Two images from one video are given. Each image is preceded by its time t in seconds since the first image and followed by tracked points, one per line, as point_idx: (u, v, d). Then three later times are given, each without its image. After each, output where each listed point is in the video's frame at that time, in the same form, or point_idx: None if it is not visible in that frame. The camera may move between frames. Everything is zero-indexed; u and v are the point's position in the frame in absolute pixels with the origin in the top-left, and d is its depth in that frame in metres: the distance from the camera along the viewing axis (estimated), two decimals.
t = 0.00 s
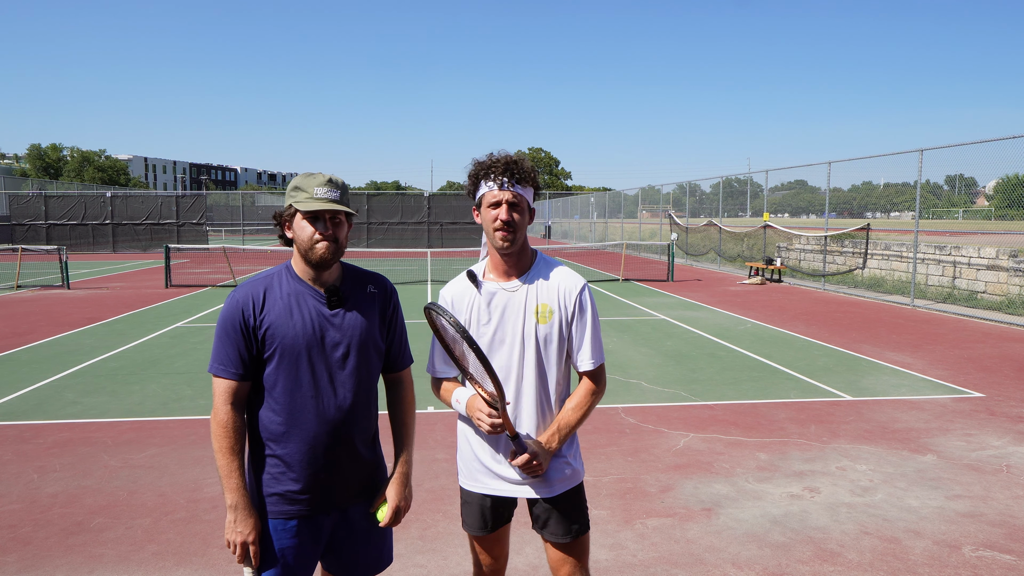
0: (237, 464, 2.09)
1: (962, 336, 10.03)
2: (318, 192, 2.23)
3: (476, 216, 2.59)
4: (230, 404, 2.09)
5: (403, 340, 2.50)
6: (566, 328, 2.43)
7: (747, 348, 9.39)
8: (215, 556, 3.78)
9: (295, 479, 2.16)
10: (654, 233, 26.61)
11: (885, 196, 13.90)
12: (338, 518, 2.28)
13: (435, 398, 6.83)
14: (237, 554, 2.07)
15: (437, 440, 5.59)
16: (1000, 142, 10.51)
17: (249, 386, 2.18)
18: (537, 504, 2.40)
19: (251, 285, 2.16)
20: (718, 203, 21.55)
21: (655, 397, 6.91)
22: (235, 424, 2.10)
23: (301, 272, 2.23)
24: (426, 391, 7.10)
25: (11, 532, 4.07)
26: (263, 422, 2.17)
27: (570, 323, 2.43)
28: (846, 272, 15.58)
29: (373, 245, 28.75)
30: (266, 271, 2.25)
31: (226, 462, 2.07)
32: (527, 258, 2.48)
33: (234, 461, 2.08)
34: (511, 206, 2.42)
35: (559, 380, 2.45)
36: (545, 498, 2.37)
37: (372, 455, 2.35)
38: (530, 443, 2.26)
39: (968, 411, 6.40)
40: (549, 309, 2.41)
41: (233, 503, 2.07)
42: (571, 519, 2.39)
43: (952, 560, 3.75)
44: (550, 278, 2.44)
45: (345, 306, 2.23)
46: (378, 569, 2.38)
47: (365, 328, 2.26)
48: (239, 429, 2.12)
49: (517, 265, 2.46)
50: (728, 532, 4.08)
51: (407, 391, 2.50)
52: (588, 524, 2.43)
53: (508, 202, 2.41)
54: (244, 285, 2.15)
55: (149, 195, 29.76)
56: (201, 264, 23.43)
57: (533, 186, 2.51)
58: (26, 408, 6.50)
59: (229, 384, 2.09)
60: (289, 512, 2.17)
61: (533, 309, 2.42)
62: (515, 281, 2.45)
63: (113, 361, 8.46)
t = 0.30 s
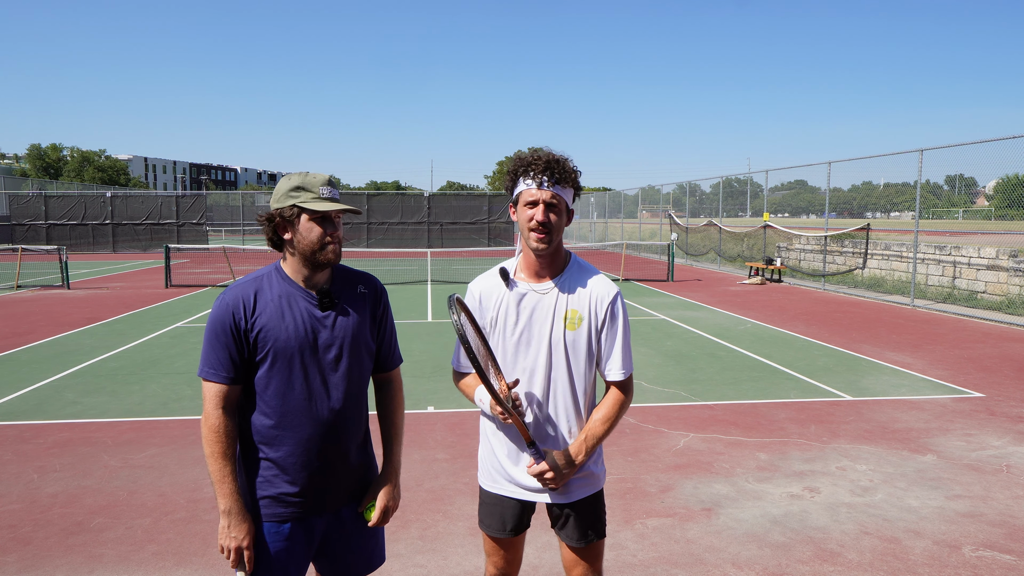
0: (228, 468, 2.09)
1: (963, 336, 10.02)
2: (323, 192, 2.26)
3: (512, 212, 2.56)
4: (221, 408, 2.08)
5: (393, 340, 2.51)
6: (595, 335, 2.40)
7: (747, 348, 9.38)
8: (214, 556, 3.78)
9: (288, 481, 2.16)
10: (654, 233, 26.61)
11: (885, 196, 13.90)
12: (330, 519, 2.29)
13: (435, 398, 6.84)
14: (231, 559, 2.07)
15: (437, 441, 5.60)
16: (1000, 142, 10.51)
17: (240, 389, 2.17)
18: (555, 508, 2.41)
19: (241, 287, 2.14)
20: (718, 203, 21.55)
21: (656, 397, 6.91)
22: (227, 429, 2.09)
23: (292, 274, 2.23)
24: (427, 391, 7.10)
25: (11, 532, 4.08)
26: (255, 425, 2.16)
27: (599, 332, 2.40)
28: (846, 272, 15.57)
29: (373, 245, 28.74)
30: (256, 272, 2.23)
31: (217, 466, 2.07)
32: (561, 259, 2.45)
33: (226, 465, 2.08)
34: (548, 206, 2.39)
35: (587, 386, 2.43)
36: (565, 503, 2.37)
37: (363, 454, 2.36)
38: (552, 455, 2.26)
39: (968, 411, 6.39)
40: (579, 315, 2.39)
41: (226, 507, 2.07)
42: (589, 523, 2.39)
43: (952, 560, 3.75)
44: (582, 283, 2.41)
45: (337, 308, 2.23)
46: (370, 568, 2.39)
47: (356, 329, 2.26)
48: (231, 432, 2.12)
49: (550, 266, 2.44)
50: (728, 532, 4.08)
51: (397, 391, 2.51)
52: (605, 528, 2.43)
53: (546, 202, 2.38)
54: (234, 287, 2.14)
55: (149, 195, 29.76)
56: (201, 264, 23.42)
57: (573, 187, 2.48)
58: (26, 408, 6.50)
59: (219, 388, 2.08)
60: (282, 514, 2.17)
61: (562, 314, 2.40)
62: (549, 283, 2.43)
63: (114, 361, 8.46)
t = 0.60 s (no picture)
0: (227, 472, 2.08)
1: (963, 336, 10.02)
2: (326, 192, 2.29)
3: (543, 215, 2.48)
4: (218, 412, 2.07)
5: (387, 339, 2.51)
6: (623, 345, 2.31)
7: (746, 348, 9.40)
8: (214, 556, 3.78)
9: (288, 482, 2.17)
10: (654, 233, 26.63)
11: (885, 196, 13.90)
12: (329, 519, 2.29)
13: (435, 398, 6.84)
14: (234, 562, 2.06)
15: (437, 440, 5.60)
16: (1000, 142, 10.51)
17: (237, 391, 2.16)
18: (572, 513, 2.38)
19: (236, 288, 2.13)
20: (718, 203, 21.55)
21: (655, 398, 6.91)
22: (225, 432, 2.08)
23: (288, 275, 2.23)
24: (427, 391, 7.11)
25: (11, 532, 4.08)
26: (253, 427, 2.15)
27: (628, 342, 2.30)
28: (846, 272, 15.56)
29: (373, 245, 28.75)
30: (251, 272, 2.22)
31: (217, 470, 2.06)
32: (591, 268, 2.36)
33: (226, 469, 2.07)
34: (580, 214, 2.31)
35: (614, 392, 2.36)
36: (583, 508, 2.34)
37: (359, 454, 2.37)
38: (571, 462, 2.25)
39: (968, 411, 6.39)
40: (607, 324, 2.30)
41: (227, 511, 2.05)
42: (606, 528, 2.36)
43: (952, 560, 3.75)
44: (614, 291, 2.32)
45: (334, 309, 2.23)
46: (369, 567, 2.40)
47: (353, 329, 2.27)
48: (229, 434, 2.10)
49: (582, 273, 2.35)
50: (727, 532, 4.08)
51: (391, 389, 2.52)
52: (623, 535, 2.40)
53: (578, 210, 2.30)
54: (229, 289, 2.13)
55: (149, 194, 29.76)
56: (201, 264, 23.42)
57: (607, 193, 2.39)
58: (26, 408, 6.50)
59: (217, 391, 2.07)
60: (282, 516, 2.17)
61: (591, 322, 2.31)
62: (578, 289, 2.34)
63: (114, 361, 8.47)
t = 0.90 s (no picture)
0: (232, 472, 2.07)
1: (963, 336, 10.02)
2: (325, 194, 2.28)
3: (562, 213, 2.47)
4: (220, 412, 2.07)
5: (387, 338, 2.51)
6: (640, 348, 2.24)
7: (746, 348, 9.39)
8: (214, 556, 3.78)
9: (291, 481, 2.17)
10: (654, 233, 26.64)
11: (885, 196, 13.90)
12: (331, 518, 2.29)
13: (435, 399, 6.84)
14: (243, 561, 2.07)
15: (437, 440, 5.60)
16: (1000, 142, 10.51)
17: (239, 392, 2.15)
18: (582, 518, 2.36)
19: (237, 289, 2.13)
20: (718, 203, 21.56)
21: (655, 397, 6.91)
22: (228, 432, 2.07)
23: (288, 274, 2.23)
24: (427, 391, 7.11)
25: (11, 532, 4.08)
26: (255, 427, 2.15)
27: (646, 346, 2.23)
28: (846, 272, 15.56)
29: (373, 245, 28.75)
30: (251, 272, 2.22)
31: (222, 469, 2.05)
32: (610, 266, 2.34)
33: (230, 469, 2.06)
34: (595, 210, 2.28)
35: (635, 396, 2.30)
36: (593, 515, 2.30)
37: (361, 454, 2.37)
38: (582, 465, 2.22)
39: (968, 411, 6.39)
40: (622, 326, 2.26)
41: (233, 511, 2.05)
42: (616, 534, 2.33)
43: (952, 560, 3.75)
44: (630, 292, 2.27)
45: (336, 309, 2.24)
46: (371, 565, 2.40)
47: (353, 329, 2.27)
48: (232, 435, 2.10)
49: (599, 272, 2.33)
50: (727, 532, 4.08)
51: (391, 389, 2.52)
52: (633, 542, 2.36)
53: (593, 206, 2.28)
54: (230, 289, 2.12)
55: (149, 194, 29.76)
56: (201, 264, 23.42)
57: (626, 189, 2.35)
58: (26, 408, 6.50)
59: (219, 392, 2.06)
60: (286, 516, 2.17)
61: (606, 324, 2.28)
62: (595, 289, 2.32)
63: (114, 361, 8.47)
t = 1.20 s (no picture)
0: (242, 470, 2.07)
1: (963, 336, 10.02)
2: (329, 194, 2.27)
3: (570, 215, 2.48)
4: (228, 410, 2.07)
5: (393, 336, 2.52)
6: (649, 349, 2.22)
7: (746, 348, 9.39)
8: (215, 556, 3.78)
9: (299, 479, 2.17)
10: (654, 233, 26.64)
11: (885, 196, 13.90)
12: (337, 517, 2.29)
13: (435, 398, 6.84)
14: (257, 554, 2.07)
15: (437, 440, 5.60)
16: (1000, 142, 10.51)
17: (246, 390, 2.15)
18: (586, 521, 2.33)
19: (244, 288, 2.13)
20: (718, 203, 21.57)
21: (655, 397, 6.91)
22: (237, 430, 2.08)
23: (293, 273, 2.23)
24: (427, 391, 7.11)
25: (11, 532, 4.07)
26: (263, 426, 2.15)
27: (654, 346, 2.20)
28: (846, 272, 15.56)
29: (373, 245, 28.75)
30: (257, 272, 2.22)
31: (231, 467, 2.06)
32: (619, 266, 2.34)
33: (239, 466, 2.06)
34: (598, 210, 2.28)
35: (646, 397, 2.28)
36: (598, 519, 2.28)
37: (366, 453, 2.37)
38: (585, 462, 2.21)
39: (968, 411, 6.39)
40: (630, 325, 2.24)
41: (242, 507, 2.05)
42: (622, 540, 2.29)
43: (952, 560, 3.75)
44: (639, 292, 2.25)
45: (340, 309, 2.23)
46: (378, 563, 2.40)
47: (359, 328, 2.27)
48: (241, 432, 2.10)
49: (607, 272, 2.34)
50: (727, 532, 4.08)
51: (398, 387, 2.52)
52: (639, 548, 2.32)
53: (596, 206, 2.28)
54: (237, 289, 2.13)
55: (149, 194, 29.76)
56: (201, 264, 23.42)
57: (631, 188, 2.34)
58: (26, 408, 6.50)
59: (227, 391, 2.07)
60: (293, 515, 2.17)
61: (614, 323, 2.27)
62: (604, 289, 2.33)
63: (114, 361, 8.47)
